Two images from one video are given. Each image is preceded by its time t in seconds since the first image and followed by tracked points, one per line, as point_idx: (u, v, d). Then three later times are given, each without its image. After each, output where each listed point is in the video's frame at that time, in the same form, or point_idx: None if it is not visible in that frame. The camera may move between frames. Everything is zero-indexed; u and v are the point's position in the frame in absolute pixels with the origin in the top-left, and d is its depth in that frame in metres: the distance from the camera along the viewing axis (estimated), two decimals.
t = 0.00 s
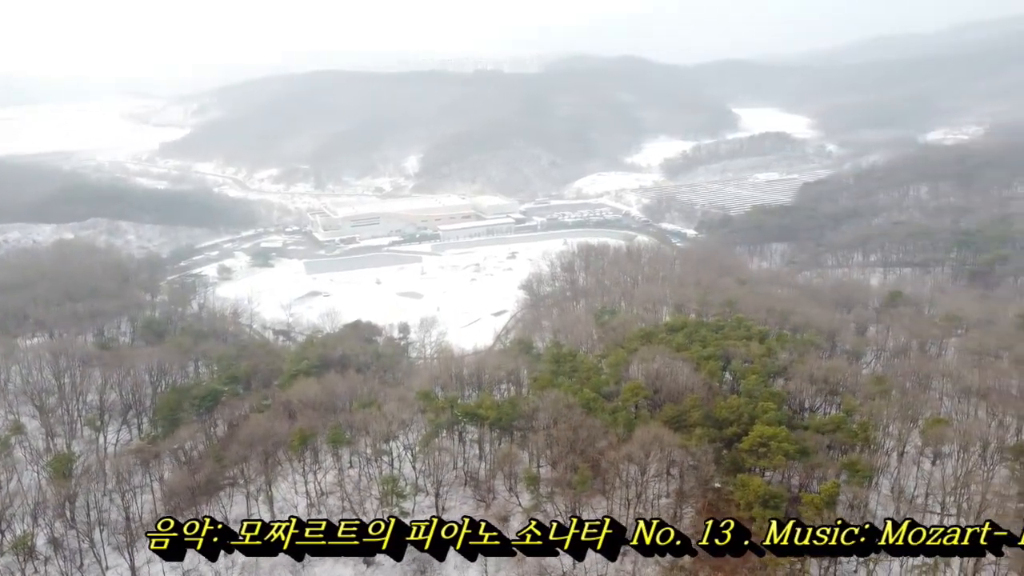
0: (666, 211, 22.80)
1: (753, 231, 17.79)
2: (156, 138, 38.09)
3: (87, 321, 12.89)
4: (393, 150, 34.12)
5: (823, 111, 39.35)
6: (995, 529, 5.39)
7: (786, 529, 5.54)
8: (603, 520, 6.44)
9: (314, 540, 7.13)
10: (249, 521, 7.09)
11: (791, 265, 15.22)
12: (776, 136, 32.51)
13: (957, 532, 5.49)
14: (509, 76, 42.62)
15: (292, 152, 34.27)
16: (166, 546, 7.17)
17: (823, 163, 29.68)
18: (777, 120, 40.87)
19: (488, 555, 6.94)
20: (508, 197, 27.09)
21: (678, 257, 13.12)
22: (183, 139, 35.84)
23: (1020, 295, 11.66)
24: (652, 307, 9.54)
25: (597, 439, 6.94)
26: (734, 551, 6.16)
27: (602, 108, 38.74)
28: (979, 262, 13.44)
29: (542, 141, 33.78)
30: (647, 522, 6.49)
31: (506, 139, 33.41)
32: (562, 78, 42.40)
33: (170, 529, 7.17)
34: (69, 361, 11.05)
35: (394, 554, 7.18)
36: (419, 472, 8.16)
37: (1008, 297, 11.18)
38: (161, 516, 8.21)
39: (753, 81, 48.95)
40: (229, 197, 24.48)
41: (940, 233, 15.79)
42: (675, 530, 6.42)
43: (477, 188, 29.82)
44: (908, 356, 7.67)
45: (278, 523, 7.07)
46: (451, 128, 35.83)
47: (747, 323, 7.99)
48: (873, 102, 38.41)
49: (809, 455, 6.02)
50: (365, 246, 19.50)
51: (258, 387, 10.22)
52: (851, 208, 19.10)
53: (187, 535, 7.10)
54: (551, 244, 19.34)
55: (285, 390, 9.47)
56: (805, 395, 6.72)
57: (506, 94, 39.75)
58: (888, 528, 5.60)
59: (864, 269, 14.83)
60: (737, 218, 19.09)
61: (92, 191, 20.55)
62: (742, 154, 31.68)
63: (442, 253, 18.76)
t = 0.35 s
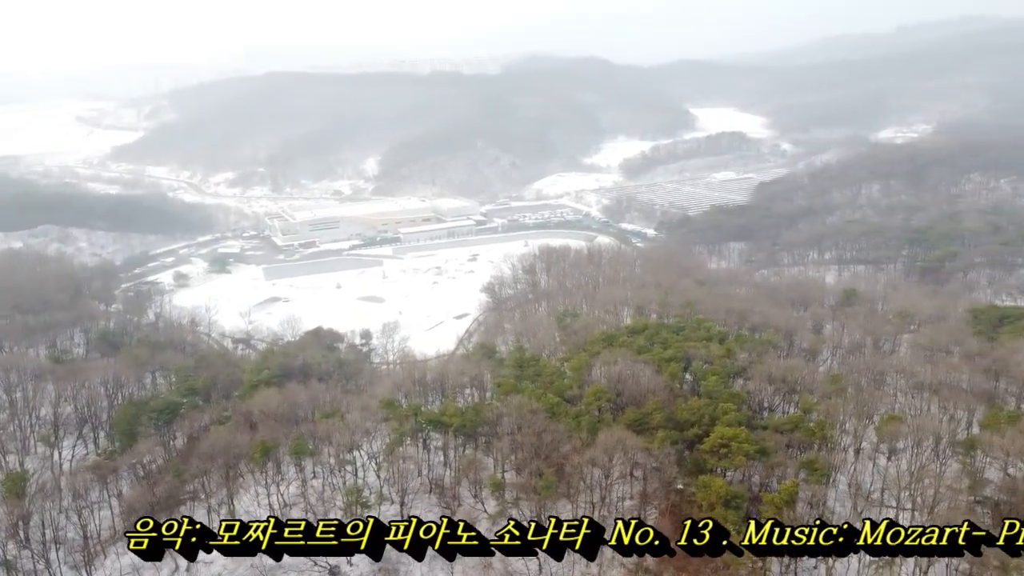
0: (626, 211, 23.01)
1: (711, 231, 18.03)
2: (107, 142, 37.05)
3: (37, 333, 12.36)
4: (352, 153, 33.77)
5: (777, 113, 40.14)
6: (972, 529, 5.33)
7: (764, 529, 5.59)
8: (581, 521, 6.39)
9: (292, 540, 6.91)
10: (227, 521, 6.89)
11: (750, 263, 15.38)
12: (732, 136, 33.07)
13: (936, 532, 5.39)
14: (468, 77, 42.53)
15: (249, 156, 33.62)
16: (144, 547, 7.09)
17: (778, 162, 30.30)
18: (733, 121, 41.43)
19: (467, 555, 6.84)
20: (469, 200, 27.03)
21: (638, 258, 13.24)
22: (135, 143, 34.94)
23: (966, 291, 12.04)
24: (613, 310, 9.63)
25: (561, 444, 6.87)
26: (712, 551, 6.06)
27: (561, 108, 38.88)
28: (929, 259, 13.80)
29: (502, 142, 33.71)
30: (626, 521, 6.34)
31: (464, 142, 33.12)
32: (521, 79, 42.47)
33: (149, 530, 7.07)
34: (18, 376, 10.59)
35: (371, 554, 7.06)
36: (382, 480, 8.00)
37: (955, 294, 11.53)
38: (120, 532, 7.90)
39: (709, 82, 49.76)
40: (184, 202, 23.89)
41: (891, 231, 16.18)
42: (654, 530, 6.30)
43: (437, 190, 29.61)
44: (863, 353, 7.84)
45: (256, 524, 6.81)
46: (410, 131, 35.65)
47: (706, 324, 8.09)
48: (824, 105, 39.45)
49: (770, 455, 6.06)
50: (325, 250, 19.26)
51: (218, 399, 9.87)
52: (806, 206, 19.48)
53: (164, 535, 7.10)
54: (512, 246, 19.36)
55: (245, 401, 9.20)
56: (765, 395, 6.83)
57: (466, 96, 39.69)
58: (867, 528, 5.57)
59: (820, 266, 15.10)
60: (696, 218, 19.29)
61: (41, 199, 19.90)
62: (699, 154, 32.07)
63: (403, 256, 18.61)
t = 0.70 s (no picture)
0: (598, 211, 23.11)
1: (682, 231, 18.13)
2: (69, 145, 36.19)
3: None
4: (322, 154, 33.42)
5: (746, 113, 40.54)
6: (952, 530, 5.38)
7: (743, 529, 5.58)
8: (559, 520, 6.27)
9: (271, 540, 6.75)
10: (205, 521, 6.75)
11: (721, 262, 15.47)
12: (702, 136, 33.37)
13: (915, 533, 5.45)
14: (438, 78, 42.33)
15: (217, 158, 33.10)
16: (123, 546, 6.92)
17: (747, 162, 30.66)
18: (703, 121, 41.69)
19: (446, 555, 6.74)
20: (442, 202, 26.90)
21: (610, 260, 13.29)
22: (99, 146, 34.22)
23: (931, 289, 12.28)
24: (586, 313, 9.67)
25: (535, 449, 6.82)
26: (691, 551, 5.91)
27: (533, 108, 38.84)
28: (895, 258, 14.05)
29: (474, 143, 33.55)
30: (604, 522, 6.35)
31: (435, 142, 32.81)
32: (492, 79, 42.37)
33: (127, 529, 6.93)
34: None
35: (350, 554, 6.88)
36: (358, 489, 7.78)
37: (920, 292, 11.74)
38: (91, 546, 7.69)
39: (678, 81, 50.20)
40: (151, 206, 23.40)
41: (858, 231, 16.43)
42: (633, 530, 6.28)
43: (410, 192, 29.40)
44: (832, 352, 7.97)
45: (233, 524, 6.67)
46: (381, 132, 35.39)
47: (678, 326, 8.17)
48: (792, 105, 39.99)
49: (741, 457, 6.11)
50: (296, 254, 19.06)
51: (189, 409, 9.46)
52: (775, 206, 19.70)
53: (143, 535, 6.85)
54: (485, 248, 19.32)
55: (217, 410, 8.93)
56: (737, 396, 6.91)
57: (436, 97, 39.50)
58: (847, 528, 5.58)
59: (789, 265, 15.29)
60: (668, 218, 19.37)
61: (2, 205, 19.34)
62: (670, 154, 32.25)
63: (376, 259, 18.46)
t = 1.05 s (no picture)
0: (584, 212, 23.20)
1: (667, 232, 18.18)
2: (49, 147, 35.81)
3: None
4: (306, 155, 33.21)
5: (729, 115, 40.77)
6: (930, 529, 5.42)
7: (722, 529, 5.63)
8: (538, 520, 6.17)
9: (249, 540, 6.66)
10: (184, 521, 6.62)
11: (705, 264, 15.52)
12: (686, 137, 33.49)
13: (893, 533, 5.47)
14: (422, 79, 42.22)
15: (199, 160, 32.83)
16: (102, 546, 6.79)
17: (731, 162, 30.83)
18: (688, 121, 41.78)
19: (425, 555, 6.75)
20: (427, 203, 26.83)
21: (595, 263, 13.34)
22: (80, 148, 33.89)
23: (913, 290, 12.41)
24: (572, 317, 9.73)
25: (522, 456, 6.78)
26: (670, 552, 5.89)
27: (518, 107, 38.72)
28: (878, 259, 14.18)
29: (458, 144, 33.50)
30: (582, 522, 6.27)
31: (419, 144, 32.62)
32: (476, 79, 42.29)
33: (106, 529, 6.80)
34: None
35: (329, 554, 6.92)
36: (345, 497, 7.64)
37: (902, 294, 11.85)
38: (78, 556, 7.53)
39: (662, 82, 50.47)
40: (133, 208, 23.15)
41: (841, 231, 16.55)
42: (611, 530, 6.23)
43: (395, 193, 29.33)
44: (816, 354, 8.07)
45: (212, 524, 6.55)
46: (366, 134, 35.24)
47: (664, 330, 8.23)
48: (775, 105, 40.27)
49: (726, 461, 6.14)
50: (281, 257, 18.98)
51: (175, 417, 9.24)
52: (759, 207, 19.83)
53: (122, 535, 6.75)
54: (471, 250, 19.31)
55: (203, 418, 8.73)
56: (722, 400, 6.95)
57: (421, 98, 39.36)
58: (826, 528, 5.69)
59: (774, 266, 15.39)
60: (653, 219, 19.41)
61: None
62: (654, 154, 32.34)
63: (361, 261, 18.40)
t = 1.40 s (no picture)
0: (578, 213, 23.21)
1: (661, 233, 18.19)
2: (43, 149, 36.21)
3: None
4: (300, 156, 33.21)
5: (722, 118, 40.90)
6: (910, 530, 5.46)
7: (700, 529, 5.55)
8: (517, 520, 6.15)
9: (228, 540, 6.52)
10: (162, 521, 6.44)
11: (699, 265, 15.55)
12: (679, 138, 33.53)
13: (872, 533, 5.57)
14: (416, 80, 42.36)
15: (192, 162, 32.93)
16: (81, 547, 6.56)
17: (724, 163, 30.93)
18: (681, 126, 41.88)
19: (404, 554, 6.73)
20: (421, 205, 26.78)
21: (590, 266, 13.41)
22: (74, 151, 34.26)
23: (906, 292, 12.44)
24: (567, 321, 9.85)
25: (517, 461, 6.71)
26: (648, 551, 6.01)
27: (512, 105, 38.56)
28: (871, 260, 14.20)
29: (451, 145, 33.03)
30: (561, 522, 6.16)
31: (413, 145, 32.41)
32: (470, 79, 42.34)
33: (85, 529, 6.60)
34: None
35: (308, 554, 6.72)
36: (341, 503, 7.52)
37: (895, 296, 11.86)
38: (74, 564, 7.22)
39: (653, 87, 51.07)
40: (126, 211, 23.14)
41: (833, 232, 16.60)
42: (590, 530, 6.18)
43: (388, 195, 29.37)
44: (810, 357, 8.27)
45: (190, 524, 6.38)
46: (359, 135, 35.22)
47: (657, 334, 8.29)
48: (768, 106, 40.34)
49: (721, 466, 6.13)
50: (275, 259, 19.00)
51: (169, 423, 9.12)
52: (751, 209, 19.94)
53: (101, 535, 6.54)
54: (465, 252, 19.33)
55: (198, 424, 8.53)
56: (716, 405, 6.99)
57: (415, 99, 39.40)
58: (805, 528, 5.65)
59: (766, 269, 15.45)
60: (647, 221, 19.42)
61: None
62: (648, 155, 32.32)
63: (355, 263, 18.41)
